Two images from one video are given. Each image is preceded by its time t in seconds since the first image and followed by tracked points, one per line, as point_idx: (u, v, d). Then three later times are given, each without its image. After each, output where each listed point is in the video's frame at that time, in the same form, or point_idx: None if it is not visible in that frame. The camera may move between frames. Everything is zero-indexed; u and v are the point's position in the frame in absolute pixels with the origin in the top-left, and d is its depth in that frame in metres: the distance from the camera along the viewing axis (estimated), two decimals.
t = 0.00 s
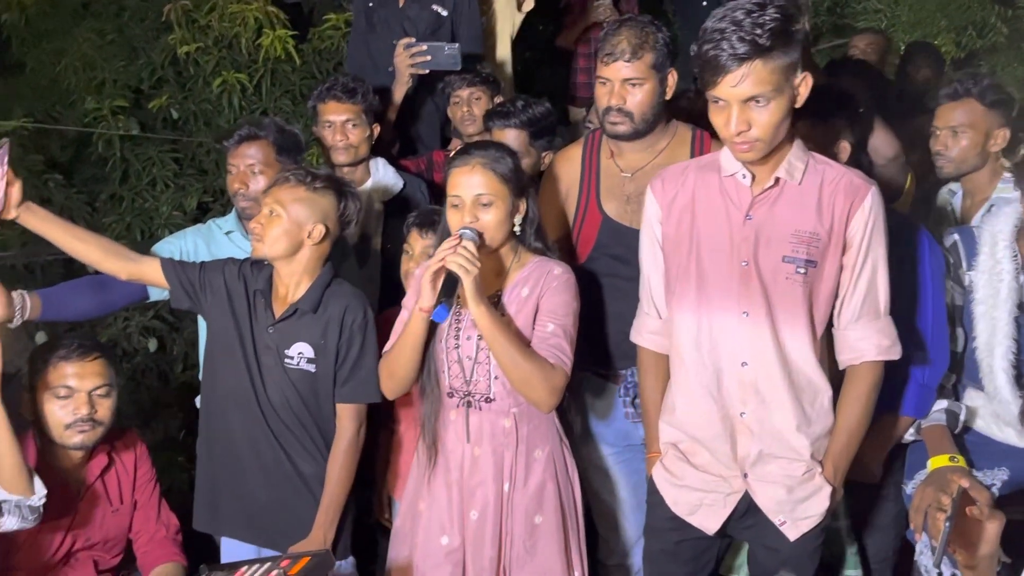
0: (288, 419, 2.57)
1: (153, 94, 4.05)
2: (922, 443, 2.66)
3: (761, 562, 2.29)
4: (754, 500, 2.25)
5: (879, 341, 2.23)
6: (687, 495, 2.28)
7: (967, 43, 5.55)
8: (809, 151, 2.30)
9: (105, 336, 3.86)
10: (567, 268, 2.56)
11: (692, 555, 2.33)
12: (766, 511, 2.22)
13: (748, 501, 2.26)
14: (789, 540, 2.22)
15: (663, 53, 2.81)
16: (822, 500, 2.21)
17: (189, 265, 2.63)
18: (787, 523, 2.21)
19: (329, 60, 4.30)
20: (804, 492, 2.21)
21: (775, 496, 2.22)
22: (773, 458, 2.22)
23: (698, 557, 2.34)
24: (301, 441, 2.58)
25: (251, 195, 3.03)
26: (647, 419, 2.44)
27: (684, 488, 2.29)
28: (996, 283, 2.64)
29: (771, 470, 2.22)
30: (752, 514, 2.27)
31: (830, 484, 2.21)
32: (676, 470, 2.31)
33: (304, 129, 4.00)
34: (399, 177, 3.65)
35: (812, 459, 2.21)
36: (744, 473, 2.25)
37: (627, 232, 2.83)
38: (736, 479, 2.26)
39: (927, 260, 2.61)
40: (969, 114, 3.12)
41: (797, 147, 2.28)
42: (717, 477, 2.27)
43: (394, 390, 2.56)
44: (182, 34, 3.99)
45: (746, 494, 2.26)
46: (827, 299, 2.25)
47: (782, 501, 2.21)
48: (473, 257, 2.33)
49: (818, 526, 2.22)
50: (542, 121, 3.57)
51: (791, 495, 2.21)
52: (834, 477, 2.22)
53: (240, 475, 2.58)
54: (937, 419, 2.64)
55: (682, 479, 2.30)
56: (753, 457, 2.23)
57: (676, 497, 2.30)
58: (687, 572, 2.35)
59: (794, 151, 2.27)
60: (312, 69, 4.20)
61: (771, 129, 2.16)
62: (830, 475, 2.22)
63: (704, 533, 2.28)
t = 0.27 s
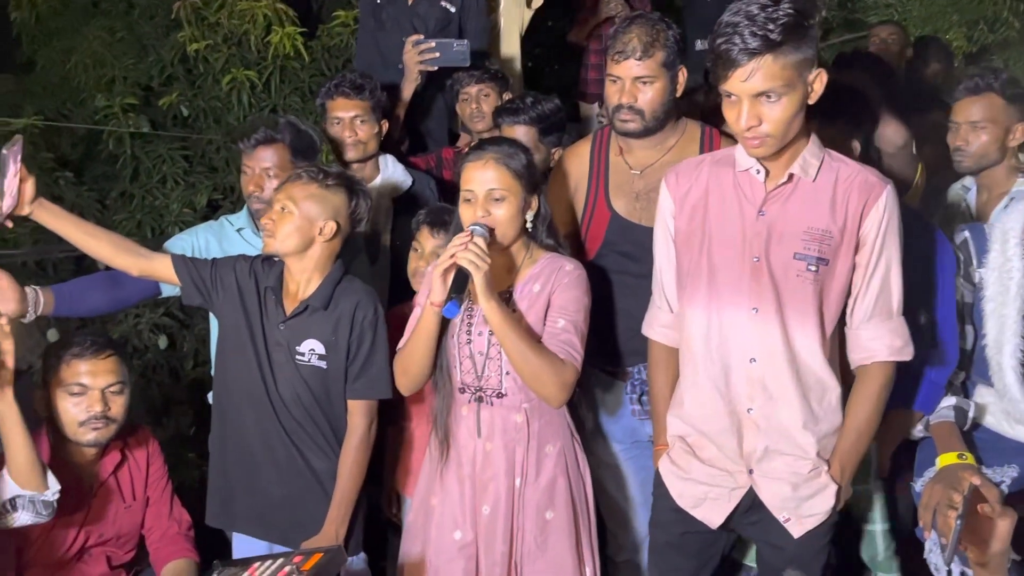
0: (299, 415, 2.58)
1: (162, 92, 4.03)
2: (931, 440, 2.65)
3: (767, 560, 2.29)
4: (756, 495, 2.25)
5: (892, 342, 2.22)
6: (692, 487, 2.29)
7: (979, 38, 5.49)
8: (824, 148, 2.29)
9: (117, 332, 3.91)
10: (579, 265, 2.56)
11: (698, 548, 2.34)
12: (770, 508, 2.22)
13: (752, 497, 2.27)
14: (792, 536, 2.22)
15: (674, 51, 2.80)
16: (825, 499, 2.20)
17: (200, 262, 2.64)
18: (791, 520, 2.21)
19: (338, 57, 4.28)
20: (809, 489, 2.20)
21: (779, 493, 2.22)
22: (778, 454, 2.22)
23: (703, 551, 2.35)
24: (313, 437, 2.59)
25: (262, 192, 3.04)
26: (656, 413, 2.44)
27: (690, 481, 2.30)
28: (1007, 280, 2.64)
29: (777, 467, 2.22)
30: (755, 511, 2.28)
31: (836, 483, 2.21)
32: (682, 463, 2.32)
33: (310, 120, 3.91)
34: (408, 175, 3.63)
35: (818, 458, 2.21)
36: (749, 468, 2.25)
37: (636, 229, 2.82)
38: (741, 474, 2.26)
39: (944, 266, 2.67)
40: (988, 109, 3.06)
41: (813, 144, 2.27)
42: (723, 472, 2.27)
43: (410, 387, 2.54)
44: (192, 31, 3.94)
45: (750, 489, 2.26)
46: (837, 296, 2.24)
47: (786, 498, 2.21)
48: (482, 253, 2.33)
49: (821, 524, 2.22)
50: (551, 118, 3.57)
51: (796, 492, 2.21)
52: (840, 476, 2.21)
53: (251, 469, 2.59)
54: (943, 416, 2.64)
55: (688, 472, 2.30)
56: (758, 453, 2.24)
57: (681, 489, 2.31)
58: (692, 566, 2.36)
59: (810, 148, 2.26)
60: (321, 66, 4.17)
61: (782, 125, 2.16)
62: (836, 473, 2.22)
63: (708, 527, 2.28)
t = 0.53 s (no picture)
0: (309, 412, 2.59)
1: (171, 92, 4.03)
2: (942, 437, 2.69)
3: (771, 558, 2.30)
4: (757, 491, 2.26)
5: (892, 337, 2.21)
6: (694, 486, 2.31)
7: (989, 33, 5.40)
8: (826, 143, 2.29)
9: (127, 331, 3.89)
10: (589, 262, 2.56)
11: (703, 545, 2.35)
12: (770, 504, 2.23)
13: (752, 495, 2.27)
14: (792, 533, 2.23)
15: (681, 50, 2.80)
16: (826, 495, 2.21)
17: (210, 261, 2.65)
18: (791, 516, 2.22)
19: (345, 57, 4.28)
20: (809, 486, 2.21)
21: (780, 489, 2.22)
22: (778, 450, 2.23)
23: (710, 548, 2.36)
24: (324, 435, 2.60)
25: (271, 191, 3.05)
26: (660, 409, 2.46)
27: (691, 480, 2.31)
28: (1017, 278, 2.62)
29: (777, 463, 2.23)
30: (757, 508, 2.28)
31: (836, 481, 2.21)
32: (683, 461, 2.34)
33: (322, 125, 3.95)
34: (416, 173, 3.65)
35: (819, 455, 2.21)
36: (749, 465, 2.26)
37: (644, 227, 2.83)
38: (742, 470, 2.27)
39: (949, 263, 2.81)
40: (996, 111, 3.05)
41: (814, 138, 2.26)
42: (724, 468, 2.28)
43: (421, 383, 2.54)
44: (200, 32, 3.92)
45: (750, 486, 2.26)
46: (839, 292, 2.24)
47: (786, 495, 2.21)
48: (494, 248, 2.33)
49: (821, 521, 2.22)
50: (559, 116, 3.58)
51: (796, 489, 2.21)
52: (840, 473, 2.22)
53: (262, 467, 2.61)
54: (954, 409, 2.68)
55: (690, 470, 2.32)
56: (759, 449, 2.24)
57: (683, 487, 2.33)
58: (702, 564, 2.37)
59: (812, 143, 2.26)
60: (330, 65, 4.16)
61: (783, 119, 2.16)
62: (836, 470, 2.22)
63: (710, 524, 2.30)
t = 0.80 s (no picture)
0: (315, 415, 2.61)
1: (175, 95, 4.03)
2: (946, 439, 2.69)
3: (768, 557, 2.30)
4: (752, 492, 2.26)
5: (883, 334, 2.20)
6: (690, 487, 2.32)
7: (994, 31, 5.47)
8: (816, 142, 2.28)
9: (134, 334, 3.90)
10: (594, 265, 2.57)
11: (699, 546, 2.36)
12: (765, 504, 2.24)
13: (747, 495, 2.28)
14: (787, 533, 2.23)
15: (682, 52, 2.80)
16: (821, 496, 2.21)
17: (217, 265, 2.66)
18: (786, 516, 2.22)
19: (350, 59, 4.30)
20: (804, 486, 2.21)
21: (774, 490, 2.23)
22: (773, 450, 2.24)
23: (706, 549, 2.37)
24: (330, 438, 2.62)
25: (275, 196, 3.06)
26: (656, 411, 2.44)
27: (687, 480, 2.33)
28: None
29: (772, 462, 2.24)
30: (753, 509, 2.29)
31: (830, 481, 2.21)
32: (680, 463, 2.35)
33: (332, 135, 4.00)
34: (420, 175, 3.66)
35: (813, 455, 2.22)
36: (744, 465, 2.27)
37: (647, 230, 2.83)
38: (737, 471, 2.28)
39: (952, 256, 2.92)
40: (1001, 110, 3.06)
41: (803, 139, 2.26)
42: (719, 469, 2.29)
43: (428, 386, 2.54)
44: (206, 35, 3.95)
45: (745, 487, 2.27)
46: (832, 291, 2.23)
47: (781, 495, 2.22)
48: (498, 249, 2.33)
49: (815, 521, 2.22)
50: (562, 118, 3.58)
51: (791, 489, 2.22)
52: (834, 473, 2.22)
53: (269, 469, 2.62)
54: (960, 411, 2.69)
55: (685, 472, 2.33)
56: (754, 449, 2.25)
57: (680, 488, 2.34)
58: (699, 565, 2.38)
59: (801, 142, 2.26)
60: (334, 67, 4.20)
61: (770, 116, 2.16)
62: (830, 471, 2.22)
63: (707, 524, 2.31)
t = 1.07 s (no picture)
0: (318, 421, 2.62)
1: (178, 100, 4.06)
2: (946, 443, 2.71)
3: (763, 561, 2.31)
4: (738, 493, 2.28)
5: (865, 334, 2.18)
6: (679, 488, 2.34)
7: (995, 33, 5.50)
8: (798, 144, 2.29)
9: (139, 340, 3.93)
10: (595, 270, 2.59)
11: (691, 546, 2.38)
12: (748, 503, 2.25)
13: (733, 497, 2.29)
14: (771, 533, 2.24)
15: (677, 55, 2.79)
16: (804, 497, 2.22)
17: (220, 270, 2.68)
18: (770, 517, 2.23)
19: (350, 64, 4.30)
20: (788, 488, 2.22)
21: (758, 490, 2.24)
22: (758, 450, 2.25)
23: (698, 549, 2.39)
24: (332, 443, 2.63)
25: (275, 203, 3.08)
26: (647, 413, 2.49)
27: (676, 481, 2.35)
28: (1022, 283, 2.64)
29: (756, 463, 2.25)
30: (739, 510, 2.30)
31: (814, 482, 2.22)
32: (668, 465, 2.38)
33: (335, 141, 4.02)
34: (421, 181, 3.70)
35: (797, 456, 2.23)
36: (729, 465, 2.28)
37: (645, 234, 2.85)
38: (722, 471, 2.29)
39: (948, 257, 3.02)
40: (1001, 114, 3.07)
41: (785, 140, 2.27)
42: (705, 470, 2.31)
43: (430, 390, 2.56)
44: (208, 40, 3.96)
45: (730, 487, 2.29)
46: (816, 292, 2.23)
47: (765, 495, 2.23)
48: (497, 255, 2.34)
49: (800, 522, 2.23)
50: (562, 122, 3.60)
51: (775, 489, 2.23)
52: (818, 476, 2.22)
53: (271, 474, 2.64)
54: (959, 414, 2.72)
55: (675, 473, 2.36)
56: (738, 449, 2.26)
57: (670, 490, 2.36)
58: (692, 565, 2.40)
59: (783, 144, 2.26)
60: (336, 71, 4.20)
61: (750, 116, 2.17)
62: (815, 473, 2.22)
63: (695, 524, 2.32)
